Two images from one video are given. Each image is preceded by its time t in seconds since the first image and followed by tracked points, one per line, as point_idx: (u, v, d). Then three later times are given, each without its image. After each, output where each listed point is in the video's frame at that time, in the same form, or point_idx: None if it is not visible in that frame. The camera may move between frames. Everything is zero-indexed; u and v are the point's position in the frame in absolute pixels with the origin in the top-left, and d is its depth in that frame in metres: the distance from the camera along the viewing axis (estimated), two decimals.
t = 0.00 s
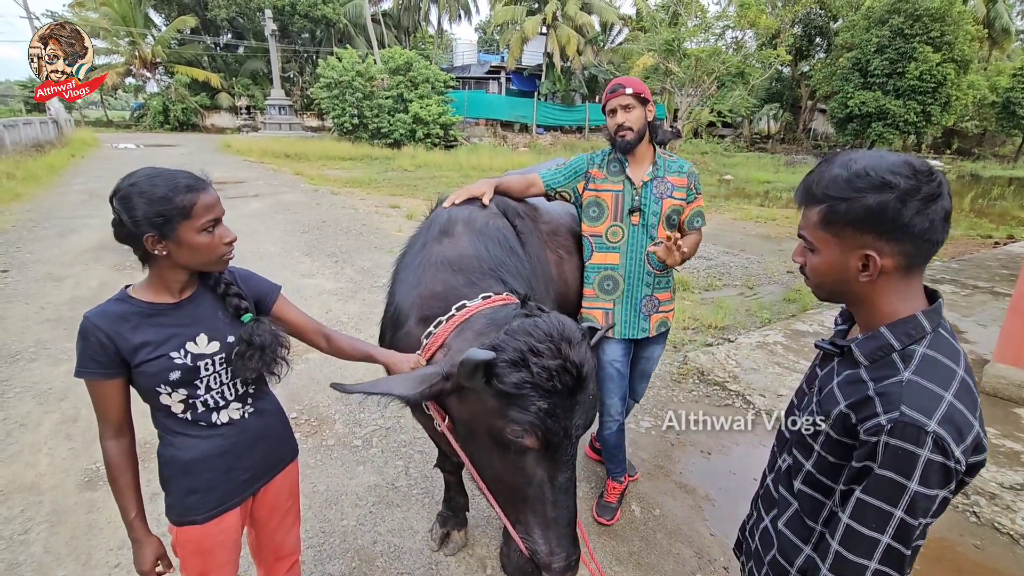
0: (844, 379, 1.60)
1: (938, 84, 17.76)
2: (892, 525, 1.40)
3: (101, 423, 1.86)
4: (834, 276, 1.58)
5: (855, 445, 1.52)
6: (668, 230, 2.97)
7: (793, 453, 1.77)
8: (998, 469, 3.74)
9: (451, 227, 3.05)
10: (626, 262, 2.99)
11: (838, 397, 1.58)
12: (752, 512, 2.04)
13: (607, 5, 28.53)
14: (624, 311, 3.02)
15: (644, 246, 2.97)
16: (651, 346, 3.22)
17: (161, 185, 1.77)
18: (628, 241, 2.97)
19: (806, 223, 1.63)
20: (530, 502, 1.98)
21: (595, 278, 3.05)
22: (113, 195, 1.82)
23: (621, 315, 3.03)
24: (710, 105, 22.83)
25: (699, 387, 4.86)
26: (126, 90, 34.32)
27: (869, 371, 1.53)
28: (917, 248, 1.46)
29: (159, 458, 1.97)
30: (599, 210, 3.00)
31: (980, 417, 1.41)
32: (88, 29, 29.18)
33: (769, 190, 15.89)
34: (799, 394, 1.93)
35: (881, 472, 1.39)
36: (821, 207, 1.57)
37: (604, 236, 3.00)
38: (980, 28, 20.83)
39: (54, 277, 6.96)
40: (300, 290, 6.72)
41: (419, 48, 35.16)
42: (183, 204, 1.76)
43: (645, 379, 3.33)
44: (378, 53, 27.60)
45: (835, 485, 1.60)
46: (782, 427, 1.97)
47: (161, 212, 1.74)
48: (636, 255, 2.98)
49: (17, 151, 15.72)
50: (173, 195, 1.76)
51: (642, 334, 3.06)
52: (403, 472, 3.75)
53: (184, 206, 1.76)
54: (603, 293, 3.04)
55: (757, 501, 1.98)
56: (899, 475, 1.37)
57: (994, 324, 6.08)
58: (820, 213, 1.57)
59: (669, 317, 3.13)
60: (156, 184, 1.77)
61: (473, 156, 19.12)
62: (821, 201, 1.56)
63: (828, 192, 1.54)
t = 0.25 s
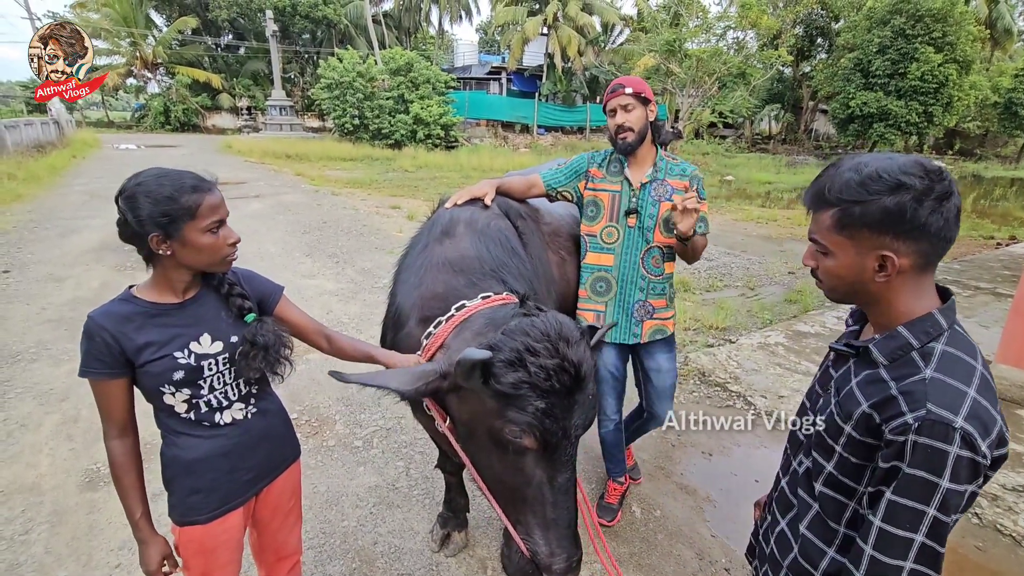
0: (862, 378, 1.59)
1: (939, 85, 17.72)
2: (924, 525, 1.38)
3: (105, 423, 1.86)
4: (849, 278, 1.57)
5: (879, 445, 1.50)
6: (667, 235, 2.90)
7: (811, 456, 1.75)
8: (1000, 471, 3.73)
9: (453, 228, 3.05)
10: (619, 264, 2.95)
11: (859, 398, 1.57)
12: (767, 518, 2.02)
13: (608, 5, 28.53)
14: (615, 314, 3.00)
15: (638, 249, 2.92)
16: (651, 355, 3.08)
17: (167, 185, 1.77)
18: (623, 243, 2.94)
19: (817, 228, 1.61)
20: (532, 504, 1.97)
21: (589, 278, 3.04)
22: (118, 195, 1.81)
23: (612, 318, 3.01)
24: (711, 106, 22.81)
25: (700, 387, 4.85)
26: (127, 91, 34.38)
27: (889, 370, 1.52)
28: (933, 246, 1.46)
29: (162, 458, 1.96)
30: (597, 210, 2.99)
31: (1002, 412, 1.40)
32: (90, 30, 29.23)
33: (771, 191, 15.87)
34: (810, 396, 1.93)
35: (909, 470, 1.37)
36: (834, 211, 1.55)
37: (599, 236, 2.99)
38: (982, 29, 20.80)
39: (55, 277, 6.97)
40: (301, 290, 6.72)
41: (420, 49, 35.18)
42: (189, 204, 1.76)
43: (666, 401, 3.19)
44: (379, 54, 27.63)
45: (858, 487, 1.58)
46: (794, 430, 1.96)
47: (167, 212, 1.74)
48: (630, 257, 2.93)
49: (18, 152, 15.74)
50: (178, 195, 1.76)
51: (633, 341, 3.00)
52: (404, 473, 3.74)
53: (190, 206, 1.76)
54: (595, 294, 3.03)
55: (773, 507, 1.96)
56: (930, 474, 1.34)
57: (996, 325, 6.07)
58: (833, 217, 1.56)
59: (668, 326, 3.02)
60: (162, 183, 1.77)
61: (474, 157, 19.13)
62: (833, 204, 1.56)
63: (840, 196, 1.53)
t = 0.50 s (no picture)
0: (895, 368, 1.60)
1: (941, 86, 17.71)
2: (974, 504, 1.38)
3: (108, 422, 1.87)
4: (872, 271, 1.57)
5: (920, 431, 1.50)
6: (666, 237, 2.87)
7: (843, 451, 1.75)
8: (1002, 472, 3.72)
9: (454, 228, 3.06)
10: (617, 265, 2.95)
11: (894, 387, 1.58)
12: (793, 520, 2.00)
13: (610, 6, 28.53)
14: (612, 316, 3.00)
15: (637, 251, 2.90)
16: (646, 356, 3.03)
17: (171, 185, 1.77)
18: (622, 245, 2.93)
19: (837, 223, 1.62)
20: (538, 503, 1.97)
21: (587, 278, 3.05)
22: (123, 195, 1.82)
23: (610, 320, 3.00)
24: (712, 107, 22.86)
25: (700, 388, 4.85)
26: (130, 92, 34.50)
27: (921, 357, 1.54)
28: (954, 233, 1.49)
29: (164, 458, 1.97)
30: (597, 211, 3.00)
31: None
32: (92, 31, 29.34)
33: (772, 192, 15.87)
34: (831, 393, 1.94)
35: (958, 452, 1.37)
36: (856, 205, 1.57)
37: (598, 237, 3.00)
38: (984, 29, 20.76)
39: (57, 278, 6.98)
40: (302, 291, 6.73)
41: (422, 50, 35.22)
42: (193, 204, 1.77)
43: (664, 404, 3.06)
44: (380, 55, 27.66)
45: (900, 477, 1.58)
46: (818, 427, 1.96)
47: (171, 212, 1.75)
48: (629, 259, 2.92)
49: (21, 152, 15.80)
50: (183, 195, 1.76)
51: (631, 343, 2.97)
52: (404, 473, 3.75)
53: (194, 206, 1.76)
54: (593, 296, 3.04)
55: (801, 509, 1.94)
56: (977, 453, 1.35)
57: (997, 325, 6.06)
58: (854, 211, 1.57)
59: (668, 328, 2.97)
60: (167, 183, 1.78)
61: (475, 157, 19.15)
62: (855, 198, 1.57)
63: (862, 190, 1.55)
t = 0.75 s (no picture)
0: (925, 362, 1.60)
1: (941, 86, 17.72)
2: (1019, 488, 1.40)
3: (108, 421, 1.88)
4: (888, 269, 1.59)
5: (957, 422, 1.50)
6: (669, 239, 2.86)
7: (874, 452, 1.73)
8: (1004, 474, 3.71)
9: (454, 229, 3.06)
10: (620, 267, 2.95)
11: (925, 380, 1.57)
12: (823, 528, 1.96)
13: (610, 7, 28.54)
14: (615, 318, 3.00)
15: (640, 252, 2.90)
16: (646, 355, 3.00)
17: (174, 185, 1.78)
18: (624, 247, 2.93)
19: (853, 224, 1.62)
20: (540, 508, 1.98)
21: (590, 280, 3.06)
22: (126, 194, 1.83)
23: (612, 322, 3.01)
24: (712, 107, 22.89)
25: (701, 388, 4.85)
26: (131, 93, 34.59)
27: (949, 348, 1.54)
28: (965, 228, 1.53)
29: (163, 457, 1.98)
30: (599, 212, 3.01)
31: None
32: (94, 32, 29.43)
33: (772, 192, 15.89)
34: (850, 393, 1.93)
35: (1003, 438, 1.39)
36: (870, 206, 1.58)
37: (601, 239, 3.01)
38: (984, 30, 20.77)
39: (58, 278, 7.00)
40: (302, 291, 6.74)
41: (423, 51, 35.27)
42: (195, 205, 1.77)
43: (658, 406, 3.01)
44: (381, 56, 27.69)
45: (939, 470, 1.57)
46: (841, 430, 1.94)
47: (173, 212, 1.75)
48: (632, 260, 2.92)
49: (23, 153, 15.84)
50: (184, 194, 1.77)
51: (634, 345, 2.95)
52: (404, 473, 3.76)
53: (196, 206, 1.77)
54: (596, 298, 3.05)
55: (833, 515, 1.90)
56: (1019, 436, 1.37)
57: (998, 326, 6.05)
58: (869, 211, 1.58)
59: (671, 330, 2.96)
60: (169, 183, 1.78)
61: (475, 158, 19.17)
62: (868, 199, 1.58)
63: (877, 189, 1.56)
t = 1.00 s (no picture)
0: (941, 356, 1.60)
1: (941, 87, 17.74)
2: None
3: (108, 420, 1.88)
4: (905, 265, 1.59)
5: (976, 414, 1.51)
6: (670, 241, 2.86)
7: (893, 449, 1.72)
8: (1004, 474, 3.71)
9: (453, 232, 3.06)
10: (620, 269, 2.95)
11: (942, 372, 1.58)
12: (843, 531, 1.94)
13: (610, 8, 28.56)
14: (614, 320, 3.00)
15: (640, 255, 2.90)
16: (637, 359, 2.99)
17: (177, 186, 1.79)
18: (624, 248, 2.93)
19: (868, 221, 1.62)
20: (535, 514, 1.98)
21: (589, 282, 3.06)
22: (129, 194, 1.83)
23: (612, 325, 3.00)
24: (712, 108, 22.92)
25: (700, 389, 4.86)
26: (131, 94, 34.60)
27: (964, 340, 1.55)
28: (978, 223, 1.55)
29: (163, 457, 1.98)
30: (600, 214, 3.01)
31: None
32: (95, 34, 29.46)
33: (772, 193, 15.89)
34: (864, 392, 1.92)
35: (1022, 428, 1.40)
36: (884, 202, 1.58)
37: (601, 240, 3.01)
38: (983, 30, 20.82)
39: (59, 279, 7.00)
40: (302, 292, 6.74)
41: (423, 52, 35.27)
42: (197, 206, 1.78)
43: (643, 409, 3.04)
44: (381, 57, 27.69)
45: (960, 465, 1.57)
46: (857, 430, 1.93)
47: (175, 213, 1.76)
48: (632, 262, 2.92)
49: (23, 154, 15.85)
50: (187, 196, 1.77)
51: (630, 348, 2.94)
52: (404, 474, 3.76)
53: (198, 208, 1.78)
54: (595, 299, 3.05)
55: (852, 517, 1.88)
56: None
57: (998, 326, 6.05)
58: (885, 207, 1.58)
59: (668, 335, 2.95)
60: (172, 184, 1.79)
61: (475, 159, 19.18)
62: (883, 195, 1.58)
63: (891, 185, 1.57)
